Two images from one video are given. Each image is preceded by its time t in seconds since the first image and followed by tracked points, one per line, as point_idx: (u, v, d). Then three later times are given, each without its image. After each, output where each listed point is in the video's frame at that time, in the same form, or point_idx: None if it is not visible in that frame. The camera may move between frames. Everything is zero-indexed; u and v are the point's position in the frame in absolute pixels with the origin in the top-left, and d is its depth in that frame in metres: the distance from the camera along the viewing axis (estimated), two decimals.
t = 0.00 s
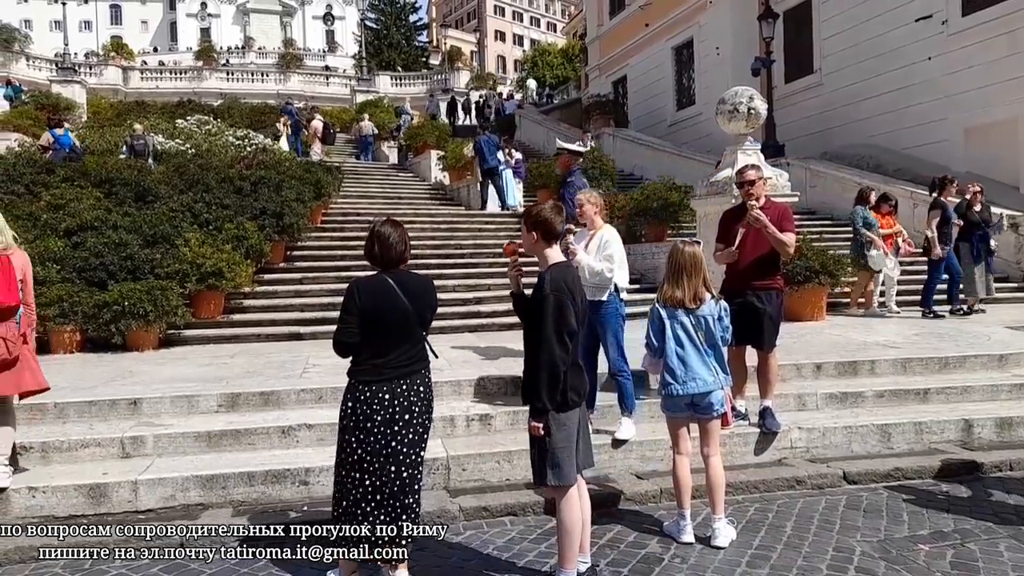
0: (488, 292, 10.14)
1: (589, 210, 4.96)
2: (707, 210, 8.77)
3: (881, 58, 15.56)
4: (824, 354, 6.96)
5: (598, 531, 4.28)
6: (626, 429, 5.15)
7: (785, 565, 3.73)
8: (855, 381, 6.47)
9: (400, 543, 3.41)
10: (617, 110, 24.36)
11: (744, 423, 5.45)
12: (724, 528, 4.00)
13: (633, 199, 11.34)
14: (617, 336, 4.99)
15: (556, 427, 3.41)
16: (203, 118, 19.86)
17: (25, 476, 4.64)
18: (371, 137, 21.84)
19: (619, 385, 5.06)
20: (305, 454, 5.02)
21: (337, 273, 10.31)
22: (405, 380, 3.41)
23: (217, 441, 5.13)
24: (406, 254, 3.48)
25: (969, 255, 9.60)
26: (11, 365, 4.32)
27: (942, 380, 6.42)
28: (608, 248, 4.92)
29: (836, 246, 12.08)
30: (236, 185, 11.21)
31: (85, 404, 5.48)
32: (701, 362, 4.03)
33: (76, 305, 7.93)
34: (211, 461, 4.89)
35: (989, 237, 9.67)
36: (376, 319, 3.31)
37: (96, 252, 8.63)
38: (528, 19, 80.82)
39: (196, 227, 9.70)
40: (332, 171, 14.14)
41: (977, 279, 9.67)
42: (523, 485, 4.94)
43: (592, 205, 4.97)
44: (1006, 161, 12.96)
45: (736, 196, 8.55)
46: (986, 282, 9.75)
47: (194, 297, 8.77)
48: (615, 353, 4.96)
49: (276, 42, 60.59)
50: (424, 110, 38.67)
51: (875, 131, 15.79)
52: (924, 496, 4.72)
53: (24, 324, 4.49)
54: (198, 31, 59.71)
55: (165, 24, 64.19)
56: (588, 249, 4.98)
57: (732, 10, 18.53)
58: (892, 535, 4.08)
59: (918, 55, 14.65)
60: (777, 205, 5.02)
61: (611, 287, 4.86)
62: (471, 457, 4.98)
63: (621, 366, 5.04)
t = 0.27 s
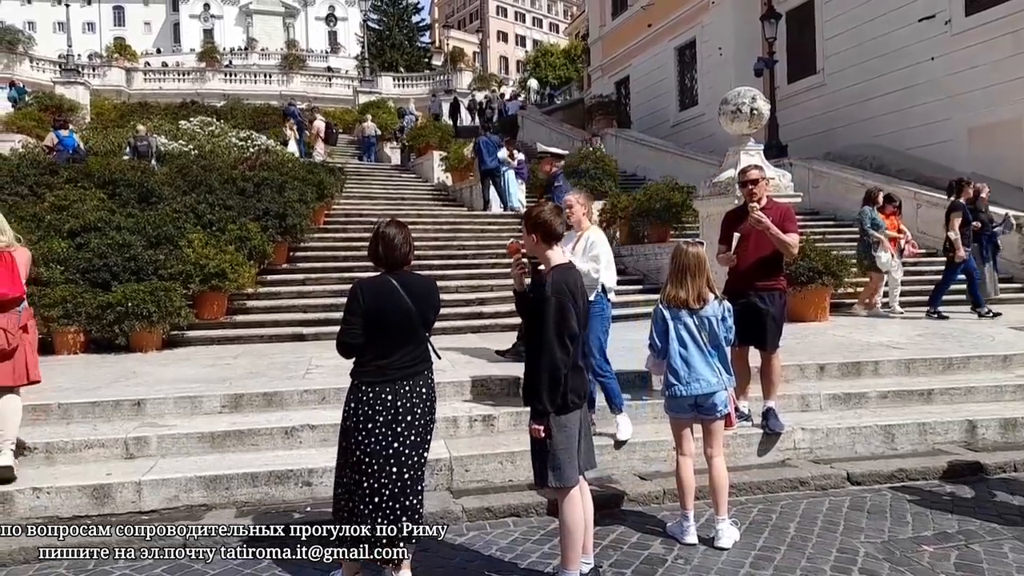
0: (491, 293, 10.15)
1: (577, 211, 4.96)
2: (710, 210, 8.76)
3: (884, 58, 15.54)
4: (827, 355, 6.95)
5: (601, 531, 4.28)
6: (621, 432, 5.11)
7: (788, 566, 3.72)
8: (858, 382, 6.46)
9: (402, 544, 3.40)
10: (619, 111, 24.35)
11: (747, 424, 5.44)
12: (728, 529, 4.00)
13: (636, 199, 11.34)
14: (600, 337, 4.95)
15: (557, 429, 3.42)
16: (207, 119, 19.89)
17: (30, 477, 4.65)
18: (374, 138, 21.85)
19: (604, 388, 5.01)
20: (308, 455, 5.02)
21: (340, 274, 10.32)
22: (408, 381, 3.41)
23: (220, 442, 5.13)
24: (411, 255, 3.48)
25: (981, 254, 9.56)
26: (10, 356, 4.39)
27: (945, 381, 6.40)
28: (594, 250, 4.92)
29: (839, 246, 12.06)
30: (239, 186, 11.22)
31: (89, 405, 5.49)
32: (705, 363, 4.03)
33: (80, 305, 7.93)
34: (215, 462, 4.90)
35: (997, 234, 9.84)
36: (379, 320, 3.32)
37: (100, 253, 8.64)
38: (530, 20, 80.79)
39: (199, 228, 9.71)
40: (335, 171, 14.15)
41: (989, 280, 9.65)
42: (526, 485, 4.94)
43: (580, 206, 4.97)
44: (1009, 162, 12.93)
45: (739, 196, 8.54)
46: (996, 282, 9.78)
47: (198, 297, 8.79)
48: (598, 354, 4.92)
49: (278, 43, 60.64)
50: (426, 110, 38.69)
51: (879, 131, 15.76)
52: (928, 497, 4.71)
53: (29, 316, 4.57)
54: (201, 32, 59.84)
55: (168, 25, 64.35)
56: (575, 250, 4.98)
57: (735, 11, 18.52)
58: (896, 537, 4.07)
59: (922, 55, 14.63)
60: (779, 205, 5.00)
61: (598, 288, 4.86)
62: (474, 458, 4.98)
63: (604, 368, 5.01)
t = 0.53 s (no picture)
0: (493, 296, 10.14)
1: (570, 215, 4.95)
2: (712, 213, 8.75)
3: (886, 60, 15.53)
4: (830, 357, 6.93)
5: (605, 534, 4.27)
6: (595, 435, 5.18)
7: (792, 570, 3.71)
8: (861, 384, 6.44)
9: (400, 545, 3.39)
10: (622, 113, 24.37)
11: (751, 426, 5.43)
12: (731, 532, 3.99)
13: (638, 202, 11.33)
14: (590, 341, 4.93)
15: (558, 432, 3.41)
16: (209, 123, 19.94)
17: (33, 480, 4.66)
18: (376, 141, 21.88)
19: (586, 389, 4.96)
20: (311, 459, 5.03)
21: (342, 277, 10.33)
22: (411, 384, 3.42)
23: (223, 446, 5.13)
24: (414, 259, 3.49)
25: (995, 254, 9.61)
26: (27, 339, 5.06)
27: (949, 383, 6.39)
28: (587, 253, 4.90)
29: (842, 249, 12.05)
30: (242, 189, 11.23)
31: (93, 409, 5.49)
32: (708, 365, 4.02)
33: (83, 309, 7.97)
34: (217, 466, 4.90)
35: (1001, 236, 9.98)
36: (383, 322, 3.31)
37: (103, 257, 8.66)
38: (533, 24, 80.85)
39: (202, 231, 9.72)
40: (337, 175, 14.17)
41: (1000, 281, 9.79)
42: (528, 489, 4.94)
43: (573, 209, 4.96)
44: (1012, 163, 12.91)
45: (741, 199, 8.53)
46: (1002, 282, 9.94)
47: (200, 301, 8.78)
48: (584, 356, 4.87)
49: (281, 47, 60.77)
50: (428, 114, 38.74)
51: (881, 133, 15.75)
52: (932, 499, 4.70)
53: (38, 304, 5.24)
54: (204, 36, 60.13)
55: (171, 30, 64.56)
56: (568, 252, 4.95)
57: (737, 13, 18.54)
58: (900, 539, 4.06)
59: (924, 57, 14.62)
60: (782, 206, 5.01)
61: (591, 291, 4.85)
62: (477, 461, 4.98)
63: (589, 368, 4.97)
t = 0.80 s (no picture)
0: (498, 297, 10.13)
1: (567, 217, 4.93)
2: (717, 214, 8.74)
3: (891, 61, 15.50)
4: (835, 358, 6.91)
5: (609, 536, 4.27)
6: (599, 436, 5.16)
7: (798, 572, 3.70)
8: (867, 386, 6.42)
9: (401, 546, 3.37)
10: (626, 114, 24.36)
11: (756, 428, 5.42)
12: (737, 534, 3.98)
13: (642, 203, 11.32)
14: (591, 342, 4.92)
15: (563, 434, 3.41)
16: (214, 125, 20.00)
17: (40, 482, 4.68)
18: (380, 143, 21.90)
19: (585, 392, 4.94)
20: (316, 460, 5.03)
21: (347, 279, 10.34)
22: (415, 386, 3.41)
23: (228, 447, 5.14)
24: (417, 260, 3.49)
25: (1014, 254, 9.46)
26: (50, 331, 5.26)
27: (955, 385, 6.36)
28: (583, 255, 4.87)
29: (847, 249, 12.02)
30: (247, 192, 11.25)
31: (99, 411, 5.51)
32: (713, 367, 4.01)
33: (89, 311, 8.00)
34: (223, 467, 4.91)
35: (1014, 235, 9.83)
36: (387, 324, 3.32)
37: (109, 259, 8.69)
38: (536, 25, 80.86)
39: (207, 233, 9.74)
40: (342, 177, 14.19)
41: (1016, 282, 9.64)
42: (533, 490, 4.93)
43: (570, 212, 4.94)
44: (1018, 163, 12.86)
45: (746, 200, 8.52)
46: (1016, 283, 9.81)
47: (206, 303, 8.80)
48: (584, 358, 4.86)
49: (286, 49, 60.88)
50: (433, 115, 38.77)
51: (887, 133, 15.71)
52: (939, 501, 4.68)
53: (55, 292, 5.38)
54: (209, 39, 60.30)
55: (176, 32, 64.78)
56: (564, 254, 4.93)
57: (741, 14, 18.52)
58: (907, 542, 4.04)
59: (929, 57, 14.59)
60: (786, 207, 5.00)
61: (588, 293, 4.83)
62: (482, 463, 4.98)
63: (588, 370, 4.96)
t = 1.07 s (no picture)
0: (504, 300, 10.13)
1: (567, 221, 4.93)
2: (723, 216, 8.72)
3: (898, 62, 15.46)
4: (843, 361, 6.89)
5: (617, 539, 4.26)
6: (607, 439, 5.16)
7: None
8: (875, 388, 6.40)
9: (403, 546, 3.36)
10: (632, 117, 24.35)
11: (763, 431, 5.41)
12: (745, 537, 3.97)
13: (648, 205, 11.31)
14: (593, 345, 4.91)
15: (570, 437, 3.40)
16: (222, 128, 20.07)
17: (49, 484, 4.70)
18: (387, 145, 21.95)
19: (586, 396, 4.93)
20: (323, 462, 5.03)
21: (354, 281, 10.37)
22: (422, 388, 3.42)
23: (236, 450, 5.16)
24: (424, 262, 3.49)
25: None
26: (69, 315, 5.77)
27: (964, 387, 6.34)
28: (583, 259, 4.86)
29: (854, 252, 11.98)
30: (254, 194, 11.29)
31: (107, 413, 5.53)
32: (720, 369, 4.00)
33: (98, 314, 8.03)
34: (230, 469, 4.92)
35: None
36: (394, 326, 3.33)
37: (117, 262, 8.72)
38: (542, 27, 80.96)
39: (214, 236, 9.77)
40: (349, 179, 14.23)
41: None
42: (540, 493, 4.93)
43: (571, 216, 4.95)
44: None
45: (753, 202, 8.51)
46: None
47: (213, 305, 8.82)
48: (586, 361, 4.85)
49: (292, 52, 61.09)
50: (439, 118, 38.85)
51: (894, 135, 15.66)
52: (948, 505, 4.66)
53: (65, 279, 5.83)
54: (216, 42, 60.60)
55: (183, 37, 65.16)
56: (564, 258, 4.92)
57: (747, 16, 18.50)
58: (916, 545, 4.02)
59: (936, 58, 14.55)
60: (791, 209, 4.99)
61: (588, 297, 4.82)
62: (489, 466, 4.97)
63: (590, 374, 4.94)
